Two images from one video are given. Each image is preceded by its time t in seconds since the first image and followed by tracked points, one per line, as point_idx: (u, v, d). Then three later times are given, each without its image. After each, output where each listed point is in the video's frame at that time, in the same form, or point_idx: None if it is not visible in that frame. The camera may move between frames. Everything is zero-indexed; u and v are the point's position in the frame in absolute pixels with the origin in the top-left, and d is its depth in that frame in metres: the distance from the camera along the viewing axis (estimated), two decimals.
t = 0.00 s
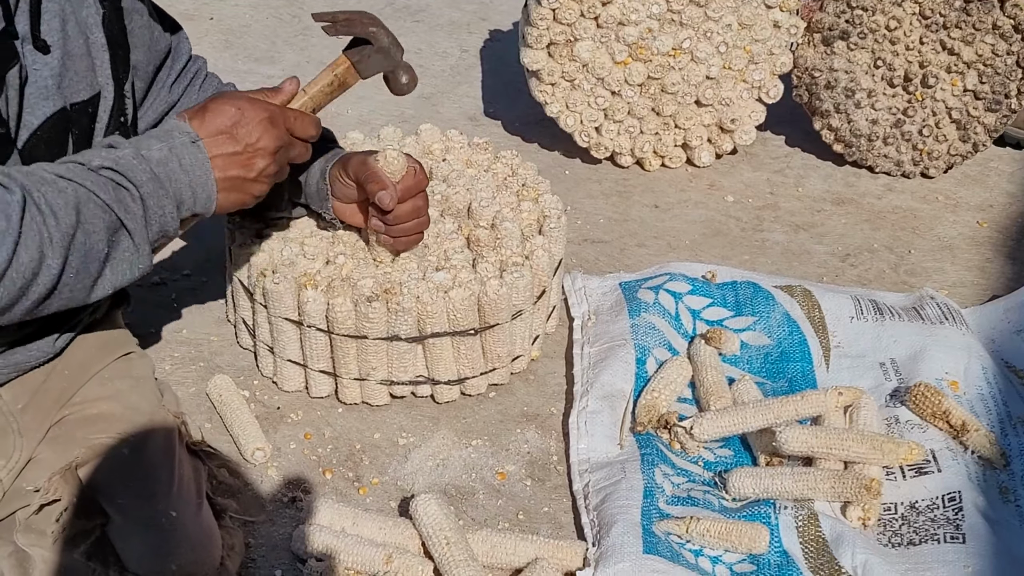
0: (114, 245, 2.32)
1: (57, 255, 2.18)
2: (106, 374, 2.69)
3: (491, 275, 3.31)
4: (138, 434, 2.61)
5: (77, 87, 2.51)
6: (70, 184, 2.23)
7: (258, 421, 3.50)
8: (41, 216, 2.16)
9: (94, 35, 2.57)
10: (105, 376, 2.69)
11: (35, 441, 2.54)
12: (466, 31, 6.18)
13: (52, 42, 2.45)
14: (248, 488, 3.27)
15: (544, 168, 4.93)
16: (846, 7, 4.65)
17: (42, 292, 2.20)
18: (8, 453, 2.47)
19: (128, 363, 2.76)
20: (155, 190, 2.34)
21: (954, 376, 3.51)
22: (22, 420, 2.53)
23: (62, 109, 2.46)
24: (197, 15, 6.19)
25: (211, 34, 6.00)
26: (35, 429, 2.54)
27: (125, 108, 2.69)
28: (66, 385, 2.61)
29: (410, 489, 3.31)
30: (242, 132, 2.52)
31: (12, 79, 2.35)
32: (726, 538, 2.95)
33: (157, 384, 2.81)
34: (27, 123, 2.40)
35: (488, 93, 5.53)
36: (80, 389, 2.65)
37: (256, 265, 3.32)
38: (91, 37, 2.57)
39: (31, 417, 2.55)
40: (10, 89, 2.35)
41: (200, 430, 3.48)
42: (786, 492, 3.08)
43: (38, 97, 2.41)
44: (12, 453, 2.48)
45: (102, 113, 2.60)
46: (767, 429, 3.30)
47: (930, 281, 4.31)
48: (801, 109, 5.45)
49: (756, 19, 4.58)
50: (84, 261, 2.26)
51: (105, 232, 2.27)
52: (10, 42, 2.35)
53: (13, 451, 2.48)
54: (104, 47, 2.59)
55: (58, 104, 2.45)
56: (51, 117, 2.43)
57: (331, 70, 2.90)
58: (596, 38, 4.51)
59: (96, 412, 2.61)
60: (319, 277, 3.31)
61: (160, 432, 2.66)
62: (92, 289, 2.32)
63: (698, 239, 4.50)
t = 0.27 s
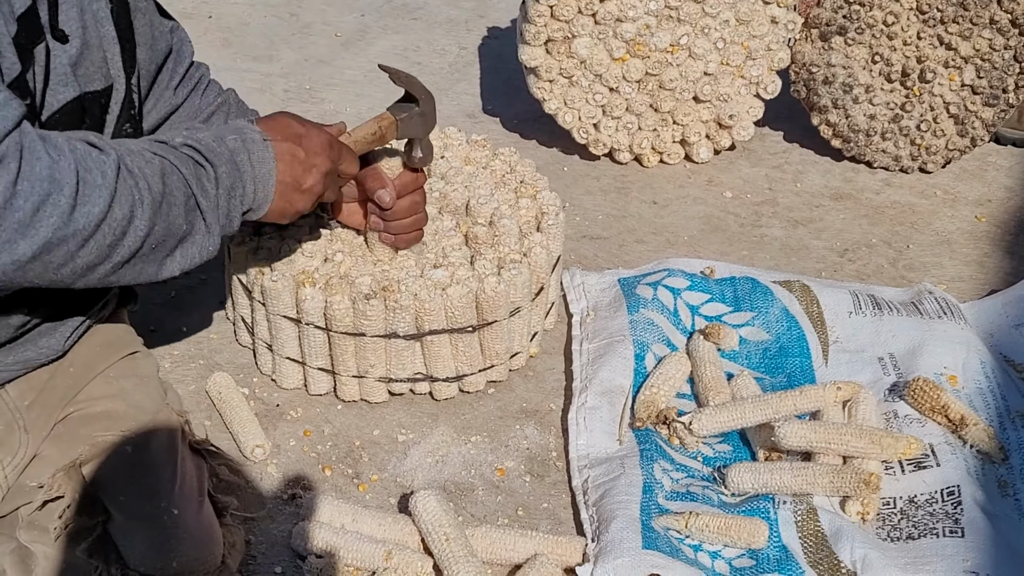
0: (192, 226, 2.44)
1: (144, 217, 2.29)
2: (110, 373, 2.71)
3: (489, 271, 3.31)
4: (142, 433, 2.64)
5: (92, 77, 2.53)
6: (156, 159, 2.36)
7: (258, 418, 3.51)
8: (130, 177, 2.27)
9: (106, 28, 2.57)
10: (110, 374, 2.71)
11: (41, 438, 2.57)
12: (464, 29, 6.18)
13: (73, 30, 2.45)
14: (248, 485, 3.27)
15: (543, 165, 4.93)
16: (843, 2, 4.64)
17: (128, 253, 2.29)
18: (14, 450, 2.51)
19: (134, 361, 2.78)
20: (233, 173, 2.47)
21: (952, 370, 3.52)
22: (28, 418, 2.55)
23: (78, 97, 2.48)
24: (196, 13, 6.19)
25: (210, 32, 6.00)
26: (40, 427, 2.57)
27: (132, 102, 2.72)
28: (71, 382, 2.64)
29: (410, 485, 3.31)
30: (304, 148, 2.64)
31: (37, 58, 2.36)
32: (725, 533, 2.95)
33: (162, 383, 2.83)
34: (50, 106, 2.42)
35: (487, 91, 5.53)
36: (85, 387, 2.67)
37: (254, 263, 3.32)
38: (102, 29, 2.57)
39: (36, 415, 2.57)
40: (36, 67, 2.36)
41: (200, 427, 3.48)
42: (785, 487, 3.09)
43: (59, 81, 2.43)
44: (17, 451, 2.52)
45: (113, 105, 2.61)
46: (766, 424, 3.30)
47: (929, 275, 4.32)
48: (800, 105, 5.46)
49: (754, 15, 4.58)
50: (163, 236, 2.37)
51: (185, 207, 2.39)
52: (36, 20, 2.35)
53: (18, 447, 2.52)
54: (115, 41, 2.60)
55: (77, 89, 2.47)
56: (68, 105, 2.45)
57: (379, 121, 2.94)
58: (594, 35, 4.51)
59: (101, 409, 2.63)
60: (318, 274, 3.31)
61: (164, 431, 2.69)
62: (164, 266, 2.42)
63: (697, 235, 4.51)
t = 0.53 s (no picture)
0: (168, 215, 2.35)
1: (121, 210, 2.22)
2: (114, 371, 2.72)
3: (489, 273, 3.32)
4: (142, 432, 2.63)
5: (106, 76, 2.53)
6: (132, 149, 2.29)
7: (258, 419, 3.51)
8: (106, 171, 2.20)
9: (121, 28, 2.59)
10: (113, 373, 2.72)
11: (43, 434, 2.58)
12: (464, 30, 6.19)
13: (91, 29, 2.47)
14: (248, 485, 3.28)
15: (543, 166, 4.94)
16: (842, 5, 4.65)
17: (106, 246, 2.23)
18: (17, 445, 2.53)
19: (137, 361, 2.79)
20: (209, 159, 2.39)
21: (951, 371, 3.52)
22: (30, 413, 2.58)
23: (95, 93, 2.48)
24: (197, 15, 6.21)
25: (211, 34, 6.01)
26: (42, 423, 2.59)
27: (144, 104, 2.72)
28: (74, 379, 2.66)
29: (410, 486, 3.32)
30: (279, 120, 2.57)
31: (53, 54, 2.37)
32: (725, 533, 2.96)
33: (164, 382, 2.83)
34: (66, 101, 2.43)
35: (487, 92, 5.54)
36: (88, 385, 2.68)
37: (255, 264, 3.33)
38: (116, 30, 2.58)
39: (39, 411, 2.60)
40: (51, 62, 2.36)
41: (201, 428, 3.49)
42: (784, 487, 3.10)
43: (78, 77, 2.44)
44: (19, 445, 2.54)
45: (126, 105, 2.61)
46: (765, 425, 3.31)
47: (928, 277, 4.33)
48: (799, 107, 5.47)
49: (753, 17, 4.59)
50: (139, 227, 2.30)
51: (161, 196, 2.31)
52: (52, 17, 2.37)
53: (20, 443, 2.54)
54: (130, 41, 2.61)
55: (96, 86, 2.47)
56: (84, 100, 2.45)
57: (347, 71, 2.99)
58: (594, 37, 4.52)
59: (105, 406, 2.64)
60: (318, 275, 3.32)
61: (163, 432, 2.68)
62: (141, 262, 2.35)
63: (697, 236, 4.52)
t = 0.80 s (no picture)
0: (163, 211, 2.39)
1: (118, 214, 2.25)
2: (113, 373, 2.75)
3: (490, 279, 3.33)
4: (139, 436, 2.62)
5: (113, 82, 2.55)
6: (125, 148, 2.31)
7: (259, 424, 3.52)
8: (101, 177, 2.23)
9: (127, 34, 2.61)
10: (112, 374, 2.74)
11: (40, 437, 2.58)
12: (467, 37, 6.21)
13: (99, 35, 2.49)
14: (250, 490, 3.28)
15: (545, 173, 4.95)
16: (843, 13, 4.66)
17: (102, 252, 2.26)
18: (14, 448, 2.53)
19: (135, 363, 2.82)
20: (203, 153, 2.42)
21: (951, 380, 3.53)
22: (29, 415, 2.57)
23: (101, 100, 2.50)
24: (200, 20, 6.23)
25: (213, 39, 6.03)
26: (40, 424, 2.59)
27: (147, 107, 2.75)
28: (73, 382, 2.67)
29: (411, 491, 3.32)
30: (245, 92, 2.57)
31: (61, 60, 2.38)
32: (725, 540, 2.96)
33: (163, 385, 2.86)
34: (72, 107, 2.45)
35: (489, 99, 5.55)
36: (86, 386, 2.70)
37: (256, 269, 3.34)
38: (122, 35, 2.60)
39: (37, 412, 2.59)
40: (58, 69, 2.38)
41: (202, 432, 3.50)
42: (785, 495, 3.10)
43: (85, 84, 2.46)
44: (17, 449, 2.53)
45: (128, 109, 2.64)
46: (766, 432, 3.31)
47: (929, 285, 4.33)
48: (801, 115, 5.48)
49: (755, 25, 4.60)
50: (136, 225, 2.34)
51: (156, 195, 2.35)
52: (60, 23, 2.38)
53: (18, 445, 2.53)
54: (136, 48, 2.64)
55: (102, 93, 2.50)
56: (90, 107, 2.47)
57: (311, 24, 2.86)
58: (596, 44, 4.53)
59: (105, 408, 2.67)
60: (319, 281, 3.32)
61: (160, 435, 2.67)
62: (142, 259, 2.39)
63: (698, 244, 4.53)
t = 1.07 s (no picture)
0: (137, 239, 2.36)
1: (84, 239, 2.23)
2: (115, 380, 2.71)
3: (490, 283, 3.33)
4: (144, 441, 2.64)
5: (99, 79, 2.54)
6: (102, 171, 2.28)
7: (260, 427, 3.52)
8: (70, 200, 2.21)
9: (113, 30, 2.60)
10: (115, 382, 2.71)
11: (43, 442, 2.57)
12: (468, 41, 6.22)
13: (80, 32, 2.48)
14: (250, 493, 3.28)
15: (546, 176, 4.95)
16: (844, 17, 4.67)
17: (67, 275, 2.24)
18: (17, 453, 2.52)
19: (137, 369, 2.78)
20: (183, 180, 2.39)
21: (952, 384, 3.53)
22: (31, 422, 2.55)
23: (87, 98, 2.50)
24: (201, 23, 6.24)
25: (215, 42, 6.04)
26: (43, 430, 2.57)
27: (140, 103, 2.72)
28: (76, 388, 2.64)
29: (412, 495, 3.32)
30: (252, 116, 2.57)
31: (39, 62, 2.39)
32: (726, 544, 2.96)
33: (165, 389, 2.82)
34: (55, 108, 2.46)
35: (490, 102, 5.56)
36: (89, 393, 2.67)
37: (257, 271, 3.34)
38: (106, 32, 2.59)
39: (40, 418, 2.57)
40: (38, 71, 2.39)
41: (202, 435, 3.50)
42: (785, 499, 3.10)
43: (67, 83, 2.46)
44: (20, 454, 2.53)
45: (118, 106, 2.63)
46: (767, 436, 3.31)
47: (930, 289, 4.34)
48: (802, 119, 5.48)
49: (757, 29, 4.61)
50: (106, 250, 2.31)
51: (128, 222, 2.32)
52: (36, 23, 2.38)
53: (21, 451, 2.53)
54: (123, 43, 2.62)
55: (86, 91, 2.50)
56: (74, 106, 2.48)
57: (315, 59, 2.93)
58: (597, 47, 4.54)
59: (108, 414, 2.64)
60: (320, 284, 3.32)
61: (166, 441, 2.68)
62: (114, 284, 2.37)
63: (699, 247, 4.53)
